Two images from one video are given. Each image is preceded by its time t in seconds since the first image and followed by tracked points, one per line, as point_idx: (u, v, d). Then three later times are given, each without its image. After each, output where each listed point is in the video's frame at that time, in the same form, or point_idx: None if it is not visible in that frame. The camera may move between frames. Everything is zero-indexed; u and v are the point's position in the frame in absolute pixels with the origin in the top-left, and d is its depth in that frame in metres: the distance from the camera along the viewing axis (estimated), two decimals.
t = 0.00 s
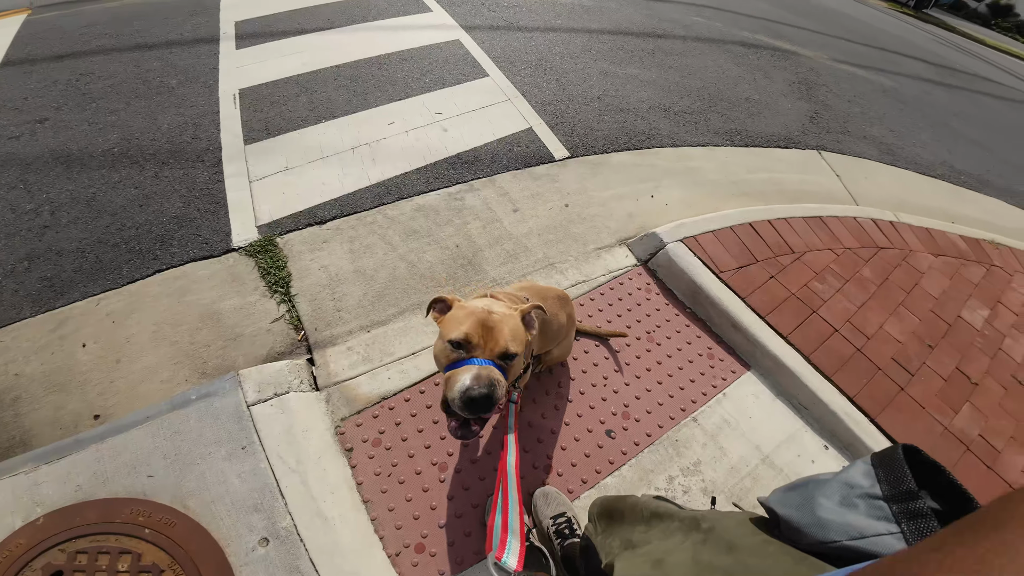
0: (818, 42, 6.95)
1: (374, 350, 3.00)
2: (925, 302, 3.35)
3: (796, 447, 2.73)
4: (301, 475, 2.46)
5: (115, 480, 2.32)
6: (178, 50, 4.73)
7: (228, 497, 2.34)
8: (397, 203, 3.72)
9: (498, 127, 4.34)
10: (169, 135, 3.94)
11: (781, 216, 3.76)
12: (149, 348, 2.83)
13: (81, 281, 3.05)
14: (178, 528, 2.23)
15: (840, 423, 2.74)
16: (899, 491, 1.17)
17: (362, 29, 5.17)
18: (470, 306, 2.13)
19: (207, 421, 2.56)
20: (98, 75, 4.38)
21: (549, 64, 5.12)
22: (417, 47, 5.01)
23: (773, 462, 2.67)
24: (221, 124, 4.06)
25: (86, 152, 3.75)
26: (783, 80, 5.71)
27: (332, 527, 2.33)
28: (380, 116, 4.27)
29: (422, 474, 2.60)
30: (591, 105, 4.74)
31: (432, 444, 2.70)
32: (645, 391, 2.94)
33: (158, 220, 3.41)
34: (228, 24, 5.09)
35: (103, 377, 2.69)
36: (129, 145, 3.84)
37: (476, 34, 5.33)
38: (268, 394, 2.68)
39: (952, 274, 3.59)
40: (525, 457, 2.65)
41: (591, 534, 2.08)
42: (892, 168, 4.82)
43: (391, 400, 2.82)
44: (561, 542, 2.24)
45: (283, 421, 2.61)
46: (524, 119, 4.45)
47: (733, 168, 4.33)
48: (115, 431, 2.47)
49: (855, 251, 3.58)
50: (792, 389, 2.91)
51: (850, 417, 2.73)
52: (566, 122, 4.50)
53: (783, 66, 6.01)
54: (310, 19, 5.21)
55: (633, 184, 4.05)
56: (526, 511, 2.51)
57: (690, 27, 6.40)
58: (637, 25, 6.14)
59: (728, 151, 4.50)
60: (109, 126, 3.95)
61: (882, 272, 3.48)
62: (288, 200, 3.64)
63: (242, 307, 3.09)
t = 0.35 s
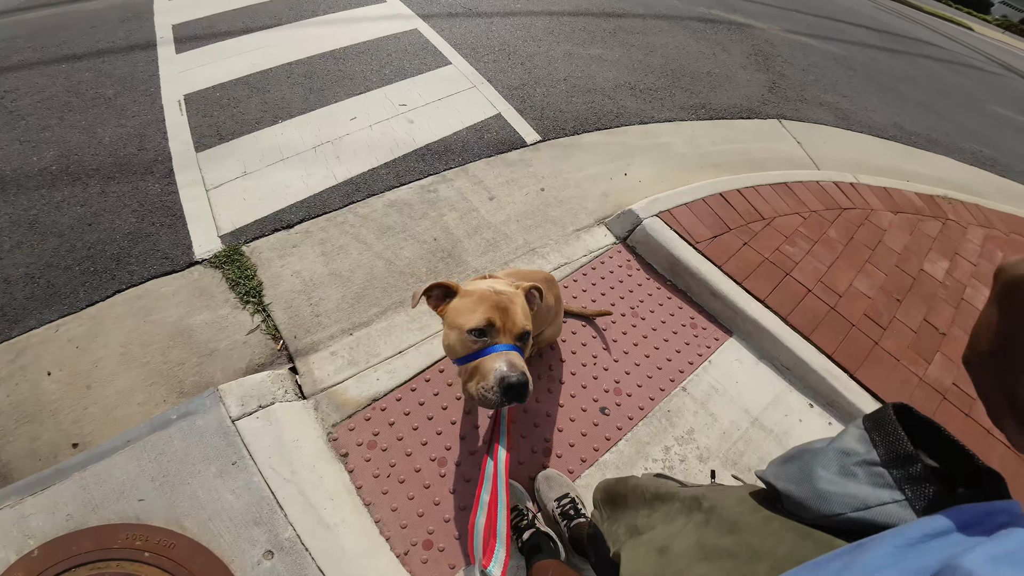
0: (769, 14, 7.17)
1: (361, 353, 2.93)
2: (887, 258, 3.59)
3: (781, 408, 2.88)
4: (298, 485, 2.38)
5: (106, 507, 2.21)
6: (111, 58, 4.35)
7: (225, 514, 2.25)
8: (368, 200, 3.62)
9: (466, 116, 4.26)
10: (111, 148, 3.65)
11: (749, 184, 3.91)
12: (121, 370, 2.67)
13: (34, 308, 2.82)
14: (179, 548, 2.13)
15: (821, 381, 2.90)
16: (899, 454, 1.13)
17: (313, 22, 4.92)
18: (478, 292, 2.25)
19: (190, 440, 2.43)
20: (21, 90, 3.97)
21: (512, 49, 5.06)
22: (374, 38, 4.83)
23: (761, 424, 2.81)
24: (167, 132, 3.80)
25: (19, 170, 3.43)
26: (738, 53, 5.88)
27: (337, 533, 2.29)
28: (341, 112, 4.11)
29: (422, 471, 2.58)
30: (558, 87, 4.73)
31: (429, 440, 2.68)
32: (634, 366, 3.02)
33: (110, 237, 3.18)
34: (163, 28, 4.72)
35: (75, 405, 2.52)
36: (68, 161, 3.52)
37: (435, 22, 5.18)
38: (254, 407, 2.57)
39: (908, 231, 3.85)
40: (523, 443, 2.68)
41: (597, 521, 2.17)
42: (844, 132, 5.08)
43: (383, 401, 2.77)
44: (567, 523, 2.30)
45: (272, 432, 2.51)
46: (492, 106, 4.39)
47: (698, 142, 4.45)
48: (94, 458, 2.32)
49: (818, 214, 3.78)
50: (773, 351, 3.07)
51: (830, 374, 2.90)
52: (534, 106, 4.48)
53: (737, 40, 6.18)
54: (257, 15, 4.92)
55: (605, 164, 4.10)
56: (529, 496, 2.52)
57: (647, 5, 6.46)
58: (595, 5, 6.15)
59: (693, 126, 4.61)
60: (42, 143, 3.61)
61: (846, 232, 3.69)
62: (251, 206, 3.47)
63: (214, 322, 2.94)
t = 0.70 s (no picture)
0: None
1: (352, 362, 2.90)
2: (864, 232, 3.66)
3: (771, 386, 2.94)
4: (298, 497, 2.36)
5: (109, 531, 2.18)
6: (68, 77, 4.20)
7: (228, 531, 2.23)
8: (348, 207, 3.57)
9: (442, 115, 4.22)
10: (79, 169, 3.54)
11: (727, 167, 3.95)
12: (110, 394, 2.62)
13: (16, 337, 2.74)
14: (187, 565, 2.11)
15: (808, 357, 2.96)
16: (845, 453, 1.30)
17: (279, 28, 4.81)
18: (470, 297, 2.24)
19: (187, 459, 2.39)
20: None
21: (485, 44, 5.00)
22: (342, 42, 4.74)
23: (752, 403, 2.86)
24: (135, 150, 3.70)
25: None
26: (710, 37, 5.91)
27: (341, 542, 2.28)
28: (314, 119, 4.03)
29: (422, 474, 2.58)
30: (533, 80, 4.70)
31: (427, 444, 2.68)
32: (624, 354, 3.04)
33: (85, 261, 3.09)
34: (122, 42, 4.57)
35: (67, 432, 2.48)
36: (33, 185, 3.41)
37: (404, 21, 5.10)
38: (247, 423, 2.53)
39: (883, 204, 3.93)
40: (520, 439, 2.69)
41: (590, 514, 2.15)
42: (818, 110, 5.15)
43: (377, 408, 2.75)
44: (568, 516, 2.29)
45: (268, 447, 2.48)
46: (468, 103, 4.35)
47: (676, 127, 4.47)
48: (92, 483, 2.29)
49: (797, 192, 3.83)
50: (759, 331, 3.11)
51: (816, 350, 2.95)
52: (510, 101, 4.45)
53: (708, 23, 6.21)
54: (219, 25, 4.79)
55: (584, 154, 4.09)
56: (528, 491, 2.53)
57: None
58: None
59: (670, 112, 4.63)
60: (5, 167, 3.49)
61: (824, 209, 3.75)
62: (227, 220, 3.40)
63: (199, 340, 2.88)
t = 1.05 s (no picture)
0: None
1: (355, 367, 2.91)
2: (860, 221, 3.70)
3: (773, 377, 2.97)
4: (306, 503, 2.36)
5: (119, 542, 2.17)
6: (57, 90, 4.16)
7: (237, 539, 2.23)
8: (345, 212, 3.56)
9: (436, 117, 4.22)
10: (73, 181, 3.52)
11: (721, 160, 3.98)
12: (114, 406, 2.60)
13: (16, 352, 2.72)
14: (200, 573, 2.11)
15: (809, 346, 2.99)
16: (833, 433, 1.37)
17: (268, 35, 4.79)
18: (463, 301, 2.23)
19: (194, 469, 2.39)
20: None
21: (475, 45, 5.00)
22: (332, 46, 4.72)
23: (755, 394, 2.89)
24: (128, 161, 3.67)
25: None
26: (698, 31, 5.94)
27: (351, 546, 2.28)
28: (308, 125, 4.02)
29: (428, 477, 2.59)
30: (525, 80, 4.71)
31: (432, 446, 2.68)
32: (626, 350, 3.06)
33: (82, 273, 3.07)
34: (109, 52, 4.54)
35: (72, 445, 2.47)
36: (27, 199, 3.38)
37: (394, 24, 5.10)
38: (251, 431, 2.52)
39: (878, 192, 3.97)
40: (525, 437, 2.70)
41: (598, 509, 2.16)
42: (808, 100, 5.19)
43: (382, 412, 2.75)
44: (576, 512, 2.29)
45: (275, 454, 2.48)
46: (461, 104, 4.35)
47: (669, 122, 4.50)
48: (100, 495, 2.28)
49: (792, 183, 3.87)
50: (759, 322, 3.15)
51: (816, 339, 2.99)
52: (504, 101, 4.45)
53: (696, 17, 6.24)
54: (208, 33, 4.76)
55: (579, 152, 4.11)
56: (535, 489, 2.53)
57: None
58: None
59: (663, 107, 4.65)
60: None
61: (819, 199, 3.79)
62: (224, 229, 3.38)
63: (200, 350, 2.87)
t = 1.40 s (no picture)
0: None
1: (360, 367, 2.91)
2: (864, 220, 3.71)
3: (779, 377, 2.98)
4: (312, 504, 2.37)
5: (126, 543, 2.18)
6: (61, 91, 4.17)
7: (244, 540, 2.24)
8: (349, 213, 3.57)
9: (439, 118, 4.23)
10: (77, 182, 3.53)
11: (724, 160, 3.99)
12: (120, 407, 2.62)
13: (22, 353, 2.73)
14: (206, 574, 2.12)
15: (814, 346, 3.00)
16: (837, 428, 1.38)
17: (271, 37, 4.80)
18: (468, 304, 2.24)
19: (200, 470, 2.40)
20: None
21: (478, 46, 5.01)
22: (335, 48, 4.73)
23: (761, 394, 2.90)
24: (132, 162, 3.68)
25: None
26: (700, 31, 5.95)
27: (357, 547, 2.29)
28: (312, 126, 4.03)
29: (434, 477, 2.60)
30: (528, 80, 4.73)
31: (438, 446, 2.70)
32: (631, 350, 3.07)
33: (87, 275, 3.08)
34: (114, 54, 4.55)
35: (79, 446, 2.48)
36: (32, 200, 3.39)
37: (397, 26, 5.11)
38: (257, 432, 2.53)
39: (882, 192, 3.98)
40: (531, 437, 2.71)
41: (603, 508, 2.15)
42: (811, 100, 5.20)
43: (387, 412, 2.76)
44: (583, 513, 2.30)
45: (281, 455, 2.49)
46: (464, 105, 4.36)
47: (672, 122, 4.51)
48: (107, 496, 2.29)
49: (795, 183, 3.88)
50: (764, 321, 3.16)
51: (822, 339, 3.00)
52: (507, 101, 4.47)
53: (698, 17, 6.26)
54: (211, 34, 4.77)
55: (582, 152, 4.12)
56: (541, 489, 2.55)
57: None
58: None
59: (665, 107, 4.66)
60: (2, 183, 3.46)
61: (823, 199, 3.80)
62: (228, 230, 3.39)
63: (206, 351, 2.88)
